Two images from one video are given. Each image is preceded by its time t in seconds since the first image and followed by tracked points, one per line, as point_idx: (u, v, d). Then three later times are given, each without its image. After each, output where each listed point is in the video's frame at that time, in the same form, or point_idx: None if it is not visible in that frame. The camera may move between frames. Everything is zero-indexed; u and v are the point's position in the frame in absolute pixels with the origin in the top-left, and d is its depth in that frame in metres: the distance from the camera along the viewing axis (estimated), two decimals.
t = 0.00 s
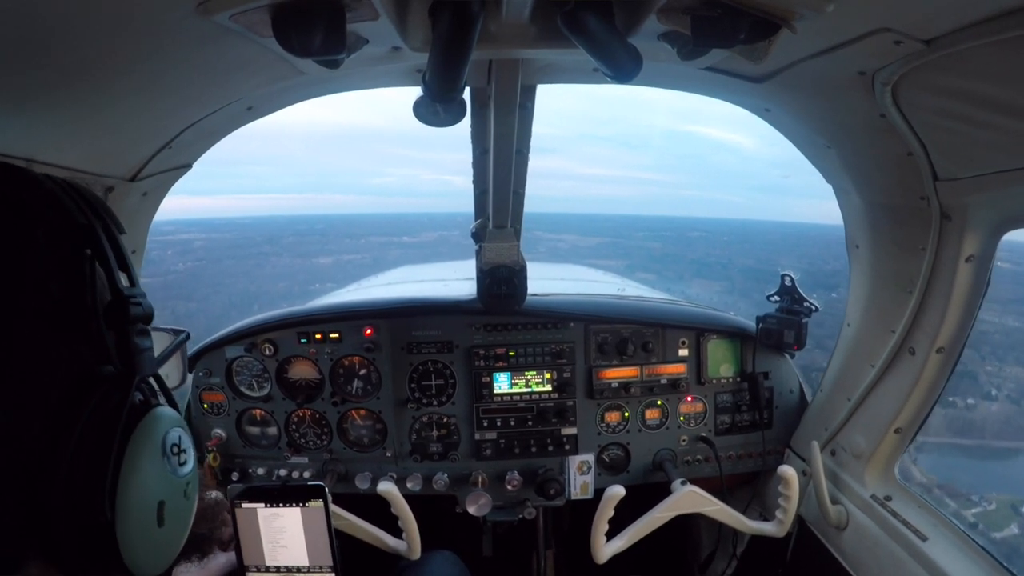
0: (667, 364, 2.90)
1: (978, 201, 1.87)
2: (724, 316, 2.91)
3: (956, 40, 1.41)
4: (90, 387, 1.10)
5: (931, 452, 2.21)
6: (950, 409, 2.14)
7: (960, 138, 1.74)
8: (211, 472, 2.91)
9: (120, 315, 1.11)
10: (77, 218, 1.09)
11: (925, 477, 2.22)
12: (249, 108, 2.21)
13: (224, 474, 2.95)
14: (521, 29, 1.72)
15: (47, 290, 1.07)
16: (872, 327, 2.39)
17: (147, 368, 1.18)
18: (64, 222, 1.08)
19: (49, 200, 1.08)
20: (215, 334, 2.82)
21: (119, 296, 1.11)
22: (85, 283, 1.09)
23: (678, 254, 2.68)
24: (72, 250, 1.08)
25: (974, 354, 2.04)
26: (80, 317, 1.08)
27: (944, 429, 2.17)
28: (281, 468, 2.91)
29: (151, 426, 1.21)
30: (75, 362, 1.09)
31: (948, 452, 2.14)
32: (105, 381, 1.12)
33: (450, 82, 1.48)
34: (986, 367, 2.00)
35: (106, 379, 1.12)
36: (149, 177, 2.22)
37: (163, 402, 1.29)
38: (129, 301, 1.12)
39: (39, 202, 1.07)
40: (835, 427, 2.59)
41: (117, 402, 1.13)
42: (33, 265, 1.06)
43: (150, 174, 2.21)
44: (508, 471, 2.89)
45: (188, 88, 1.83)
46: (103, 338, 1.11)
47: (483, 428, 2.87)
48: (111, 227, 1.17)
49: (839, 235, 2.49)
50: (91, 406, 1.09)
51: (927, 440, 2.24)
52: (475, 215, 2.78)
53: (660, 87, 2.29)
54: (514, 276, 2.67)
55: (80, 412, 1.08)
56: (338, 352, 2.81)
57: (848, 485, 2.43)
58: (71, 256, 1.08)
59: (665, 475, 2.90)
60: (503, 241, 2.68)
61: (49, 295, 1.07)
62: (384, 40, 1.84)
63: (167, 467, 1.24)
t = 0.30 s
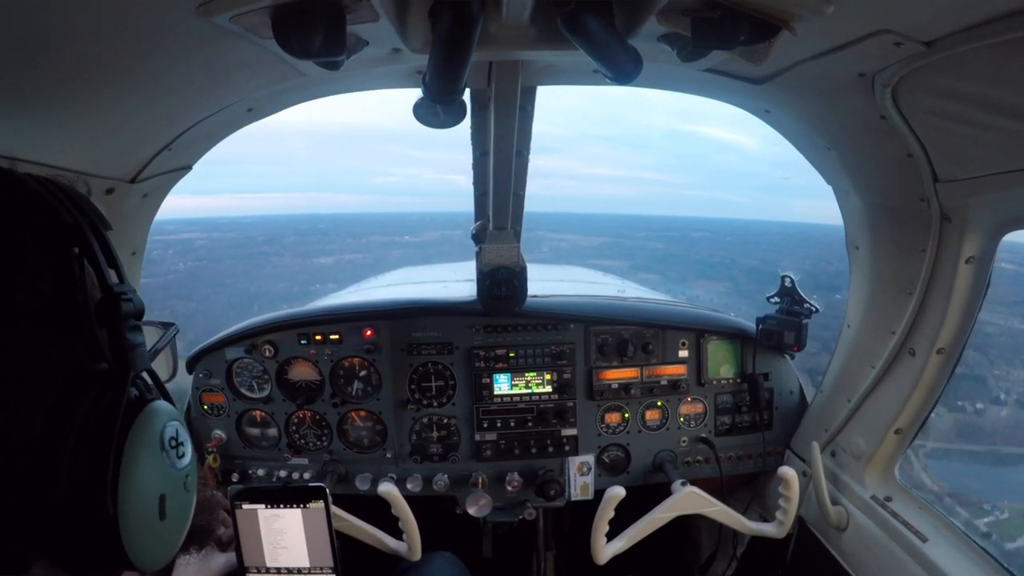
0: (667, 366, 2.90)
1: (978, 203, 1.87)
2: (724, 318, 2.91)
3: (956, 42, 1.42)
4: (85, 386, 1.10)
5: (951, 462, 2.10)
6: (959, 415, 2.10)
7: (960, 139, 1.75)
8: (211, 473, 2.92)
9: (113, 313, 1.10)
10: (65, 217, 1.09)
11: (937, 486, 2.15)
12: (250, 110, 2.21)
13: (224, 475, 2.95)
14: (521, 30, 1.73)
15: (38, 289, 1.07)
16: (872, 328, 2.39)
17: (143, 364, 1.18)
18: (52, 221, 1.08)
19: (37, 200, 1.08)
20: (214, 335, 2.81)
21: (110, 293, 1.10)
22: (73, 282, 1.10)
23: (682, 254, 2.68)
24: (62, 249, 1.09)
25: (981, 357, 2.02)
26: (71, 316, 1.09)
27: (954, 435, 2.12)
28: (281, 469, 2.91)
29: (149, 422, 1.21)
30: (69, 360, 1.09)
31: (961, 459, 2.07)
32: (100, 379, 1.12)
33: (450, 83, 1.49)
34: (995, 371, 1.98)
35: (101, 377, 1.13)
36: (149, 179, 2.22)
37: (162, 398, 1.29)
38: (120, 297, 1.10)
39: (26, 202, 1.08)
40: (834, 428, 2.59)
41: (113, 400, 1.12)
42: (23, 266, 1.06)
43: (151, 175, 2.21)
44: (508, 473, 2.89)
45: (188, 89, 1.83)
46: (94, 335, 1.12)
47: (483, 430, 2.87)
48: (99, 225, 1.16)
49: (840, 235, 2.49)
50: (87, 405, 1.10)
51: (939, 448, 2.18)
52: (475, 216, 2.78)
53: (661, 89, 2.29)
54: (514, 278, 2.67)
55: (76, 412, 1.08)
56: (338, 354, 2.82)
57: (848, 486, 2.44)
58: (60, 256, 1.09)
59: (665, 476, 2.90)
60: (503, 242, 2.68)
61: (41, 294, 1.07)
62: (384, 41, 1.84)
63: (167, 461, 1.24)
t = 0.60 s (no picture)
0: (668, 365, 2.90)
1: (978, 203, 1.87)
2: (725, 317, 2.91)
3: (956, 42, 1.42)
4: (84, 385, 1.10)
5: (961, 467, 2.08)
6: (968, 420, 2.07)
7: (962, 138, 1.74)
8: (211, 473, 2.92)
9: (112, 311, 1.11)
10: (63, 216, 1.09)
11: (949, 494, 2.09)
12: (251, 109, 2.21)
13: (225, 475, 2.95)
14: (521, 30, 1.73)
15: (36, 289, 1.07)
16: (873, 328, 2.39)
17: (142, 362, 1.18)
18: (50, 220, 1.08)
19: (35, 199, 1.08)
20: (215, 335, 2.81)
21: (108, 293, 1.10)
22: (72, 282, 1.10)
23: (685, 254, 2.68)
24: (60, 249, 1.09)
25: (990, 359, 1.99)
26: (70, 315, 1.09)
27: (965, 441, 2.09)
28: (281, 469, 2.91)
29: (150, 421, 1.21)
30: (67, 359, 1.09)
31: (971, 465, 2.05)
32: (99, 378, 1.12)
33: (450, 83, 1.49)
34: (1004, 373, 1.95)
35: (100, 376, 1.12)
36: (151, 178, 2.22)
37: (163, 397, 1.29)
38: (118, 294, 1.11)
39: (25, 202, 1.07)
40: (835, 429, 2.59)
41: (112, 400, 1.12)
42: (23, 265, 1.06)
43: (152, 175, 2.21)
44: (509, 473, 2.89)
45: (189, 88, 1.83)
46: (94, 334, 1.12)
47: (484, 430, 2.87)
48: (97, 224, 1.17)
49: (841, 234, 2.49)
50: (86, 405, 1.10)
51: (950, 454, 2.13)
52: (476, 216, 2.81)
53: (663, 89, 2.29)
54: (515, 278, 2.66)
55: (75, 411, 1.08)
56: (339, 353, 2.81)
57: (849, 486, 2.44)
58: (58, 255, 1.09)
59: (666, 476, 2.90)
60: (503, 242, 2.68)
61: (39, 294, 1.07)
62: (384, 41, 1.84)
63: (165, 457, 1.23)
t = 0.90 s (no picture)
0: (670, 364, 2.90)
1: (980, 202, 1.87)
2: (727, 316, 2.91)
3: (957, 41, 1.42)
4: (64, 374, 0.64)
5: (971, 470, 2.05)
6: (978, 422, 2.05)
7: (966, 137, 1.74)
8: (213, 472, 2.92)
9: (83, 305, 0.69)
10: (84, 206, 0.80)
11: (960, 498, 2.06)
12: (251, 109, 2.21)
13: (227, 474, 2.95)
14: (524, 29, 1.73)
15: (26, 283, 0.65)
16: (875, 327, 2.40)
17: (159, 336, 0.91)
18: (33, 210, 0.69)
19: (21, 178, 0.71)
20: (216, 333, 2.82)
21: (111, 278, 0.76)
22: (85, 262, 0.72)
23: (687, 254, 2.69)
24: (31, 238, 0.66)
25: (997, 360, 1.97)
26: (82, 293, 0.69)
27: (974, 444, 2.06)
28: (284, 468, 2.91)
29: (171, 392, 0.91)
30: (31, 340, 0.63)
31: (978, 466, 2.03)
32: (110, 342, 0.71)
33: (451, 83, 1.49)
34: (1011, 373, 1.93)
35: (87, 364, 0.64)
36: (152, 178, 2.23)
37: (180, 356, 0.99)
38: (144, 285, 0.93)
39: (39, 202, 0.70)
40: (837, 427, 2.59)
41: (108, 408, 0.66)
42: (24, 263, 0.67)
43: (154, 174, 2.22)
44: (511, 472, 2.89)
45: (191, 88, 1.84)
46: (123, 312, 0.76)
47: (486, 428, 2.87)
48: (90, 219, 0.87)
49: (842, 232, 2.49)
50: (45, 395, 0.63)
51: (963, 457, 2.09)
52: (477, 215, 2.83)
53: (664, 88, 2.30)
54: (516, 277, 2.66)
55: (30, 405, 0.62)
56: (341, 352, 2.81)
57: (851, 484, 2.44)
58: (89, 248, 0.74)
59: (667, 475, 2.90)
60: (506, 241, 2.68)
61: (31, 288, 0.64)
62: (386, 40, 1.85)
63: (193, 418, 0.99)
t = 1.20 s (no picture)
0: (671, 363, 2.90)
1: (980, 201, 1.87)
2: (728, 315, 2.91)
3: (958, 40, 1.42)
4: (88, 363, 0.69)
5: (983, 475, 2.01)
6: (988, 424, 2.02)
7: (967, 136, 1.73)
8: (213, 470, 2.92)
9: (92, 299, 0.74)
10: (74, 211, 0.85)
11: (973, 505, 2.01)
12: (251, 108, 2.21)
13: (227, 473, 2.94)
14: (524, 28, 1.72)
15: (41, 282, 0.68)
16: (875, 326, 2.40)
17: (146, 328, 0.95)
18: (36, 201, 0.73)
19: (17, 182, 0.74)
20: (217, 333, 2.81)
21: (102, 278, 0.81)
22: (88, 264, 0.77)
23: (689, 254, 2.69)
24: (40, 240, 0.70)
25: (1004, 360, 1.96)
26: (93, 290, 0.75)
27: (989, 448, 2.01)
28: (284, 467, 2.91)
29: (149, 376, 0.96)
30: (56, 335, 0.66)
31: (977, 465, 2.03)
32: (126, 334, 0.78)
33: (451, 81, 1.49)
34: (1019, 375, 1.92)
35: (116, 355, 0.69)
36: (151, 177, 2.22)
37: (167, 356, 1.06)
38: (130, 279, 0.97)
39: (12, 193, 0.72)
40: (837, 426, 2.59)
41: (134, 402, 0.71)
42: None
43: (153, 173, 2.21)
44: (512, 471, 2.89)
45: (191, 86, 1.83)
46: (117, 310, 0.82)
47: (486, 427, 2.87)
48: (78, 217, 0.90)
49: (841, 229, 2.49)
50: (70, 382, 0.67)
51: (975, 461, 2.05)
52: (477, 214, 2.78)
53: (665, 87, 2.29)
54: (517, 276, 2.66)
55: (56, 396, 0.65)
56: (341, 351, 2.81)
57: (851, 483, 2.44)
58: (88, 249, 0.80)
59: (668, 474, 2.90)
60: (506, 240, 2.68)
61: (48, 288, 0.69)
62: (386, 39, 1.84)
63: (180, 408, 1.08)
